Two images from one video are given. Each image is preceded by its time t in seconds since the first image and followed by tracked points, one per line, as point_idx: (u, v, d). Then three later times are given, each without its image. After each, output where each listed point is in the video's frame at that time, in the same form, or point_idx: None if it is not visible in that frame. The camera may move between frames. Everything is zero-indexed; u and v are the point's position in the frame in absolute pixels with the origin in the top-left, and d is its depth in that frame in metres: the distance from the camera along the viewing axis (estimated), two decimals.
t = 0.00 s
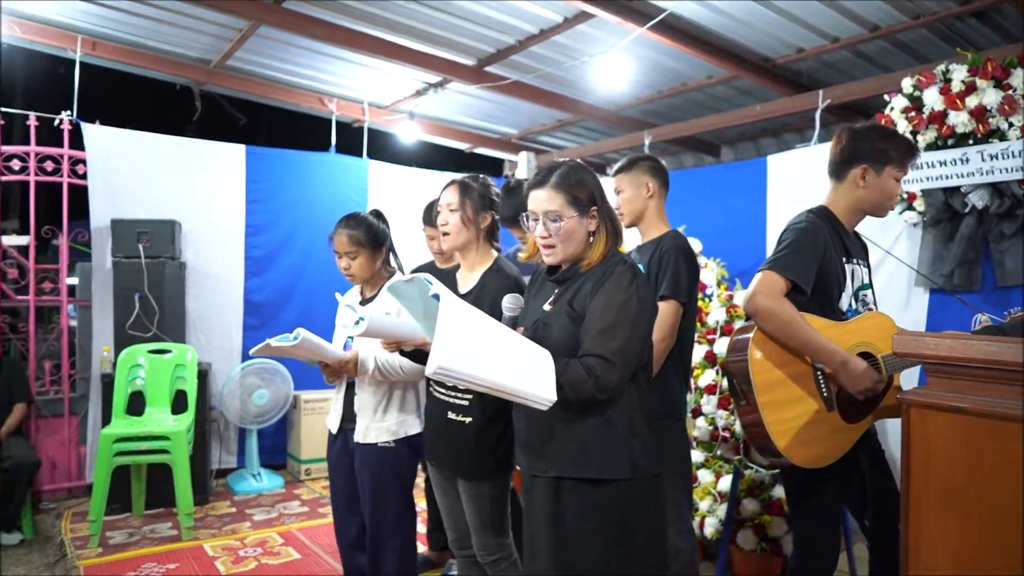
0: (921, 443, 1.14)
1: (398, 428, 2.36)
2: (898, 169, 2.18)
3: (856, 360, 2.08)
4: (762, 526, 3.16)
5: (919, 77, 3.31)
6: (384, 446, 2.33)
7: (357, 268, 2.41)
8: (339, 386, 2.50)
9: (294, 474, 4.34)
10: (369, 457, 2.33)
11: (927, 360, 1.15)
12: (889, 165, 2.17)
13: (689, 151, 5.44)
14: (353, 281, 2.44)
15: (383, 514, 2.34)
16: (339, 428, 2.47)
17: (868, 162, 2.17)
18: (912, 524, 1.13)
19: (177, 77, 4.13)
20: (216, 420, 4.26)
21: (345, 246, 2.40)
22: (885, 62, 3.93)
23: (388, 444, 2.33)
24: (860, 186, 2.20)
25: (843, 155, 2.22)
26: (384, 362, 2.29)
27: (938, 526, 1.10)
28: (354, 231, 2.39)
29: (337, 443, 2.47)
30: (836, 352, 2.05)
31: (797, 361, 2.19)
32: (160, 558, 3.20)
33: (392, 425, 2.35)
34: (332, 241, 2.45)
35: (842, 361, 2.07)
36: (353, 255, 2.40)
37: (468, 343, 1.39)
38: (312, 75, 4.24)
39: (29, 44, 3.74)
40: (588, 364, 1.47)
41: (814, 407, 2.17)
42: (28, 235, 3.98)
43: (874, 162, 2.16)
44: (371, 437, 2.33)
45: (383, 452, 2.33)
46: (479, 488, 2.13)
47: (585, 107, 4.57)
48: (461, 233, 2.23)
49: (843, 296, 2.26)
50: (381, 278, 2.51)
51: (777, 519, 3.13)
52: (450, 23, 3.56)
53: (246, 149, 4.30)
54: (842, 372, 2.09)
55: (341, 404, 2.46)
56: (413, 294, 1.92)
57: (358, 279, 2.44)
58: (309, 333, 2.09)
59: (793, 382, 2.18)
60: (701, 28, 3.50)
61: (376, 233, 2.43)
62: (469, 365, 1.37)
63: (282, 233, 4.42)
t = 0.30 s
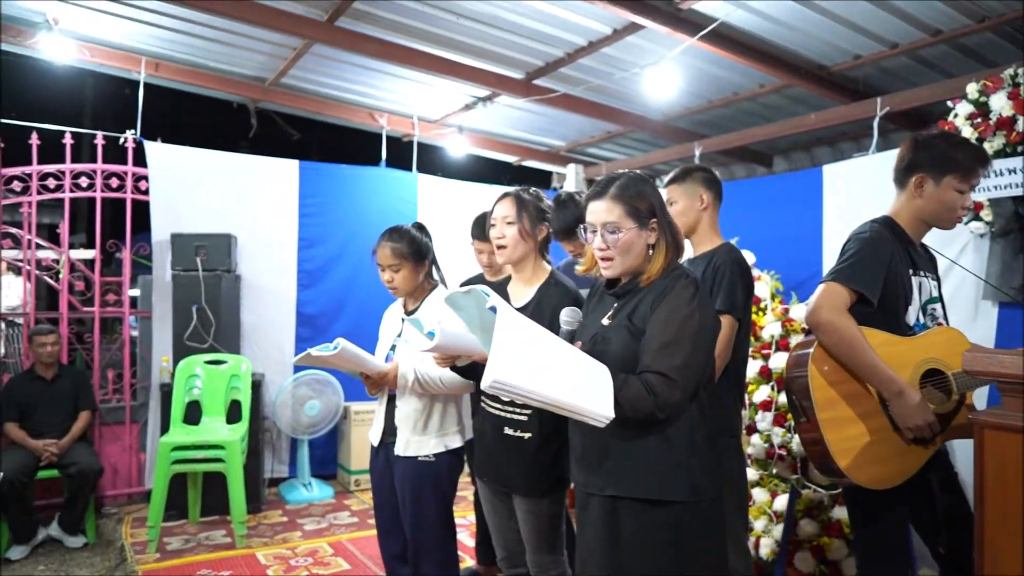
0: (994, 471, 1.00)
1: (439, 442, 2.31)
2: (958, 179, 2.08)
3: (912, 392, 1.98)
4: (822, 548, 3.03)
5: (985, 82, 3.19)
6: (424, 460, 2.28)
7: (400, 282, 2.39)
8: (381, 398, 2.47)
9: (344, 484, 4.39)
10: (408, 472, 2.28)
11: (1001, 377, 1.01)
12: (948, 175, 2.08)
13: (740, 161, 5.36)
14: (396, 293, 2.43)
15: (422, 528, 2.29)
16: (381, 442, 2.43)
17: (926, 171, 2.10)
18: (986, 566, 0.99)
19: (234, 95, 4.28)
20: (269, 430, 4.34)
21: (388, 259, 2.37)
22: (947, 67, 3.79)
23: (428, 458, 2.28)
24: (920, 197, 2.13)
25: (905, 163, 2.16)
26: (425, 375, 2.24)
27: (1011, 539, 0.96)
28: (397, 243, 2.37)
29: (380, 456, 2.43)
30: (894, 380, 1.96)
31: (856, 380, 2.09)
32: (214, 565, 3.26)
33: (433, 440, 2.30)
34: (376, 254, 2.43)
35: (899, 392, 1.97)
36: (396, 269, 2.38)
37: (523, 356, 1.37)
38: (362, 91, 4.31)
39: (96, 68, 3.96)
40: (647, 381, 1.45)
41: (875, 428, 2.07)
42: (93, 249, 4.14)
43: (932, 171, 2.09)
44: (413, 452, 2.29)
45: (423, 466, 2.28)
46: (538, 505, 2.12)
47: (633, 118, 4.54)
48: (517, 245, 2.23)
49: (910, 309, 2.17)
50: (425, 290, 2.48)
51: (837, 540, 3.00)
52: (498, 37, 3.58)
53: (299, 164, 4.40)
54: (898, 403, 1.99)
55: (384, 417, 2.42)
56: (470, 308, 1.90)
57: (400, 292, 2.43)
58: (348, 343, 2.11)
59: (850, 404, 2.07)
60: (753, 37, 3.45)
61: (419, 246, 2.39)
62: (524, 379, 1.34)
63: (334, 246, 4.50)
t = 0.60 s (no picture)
0: None
1: (486, 449, 2.28)
2: None
3: (989, 394, 1.72)
4: (887, 566, 2.95)
5: None
6: (471, 468, 2.26)
7: (446, 291, 2.39)
8: (428, 405, 2.45)
9: (395, 489, 4.43)
10: (453, 478, 2.26)
11: None
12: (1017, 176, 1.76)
13: (797, 165, 5.23)
14: (443, 301, 2.42)
15: (471, 536, 2.27)
16: (427, 448, 2.39)
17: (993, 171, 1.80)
18: None
19: (291, 105, 4.38)
20: (321, 434, 4.40)
21: (434, 267, 2.36)
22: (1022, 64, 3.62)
23: (474, 466, 2.26)
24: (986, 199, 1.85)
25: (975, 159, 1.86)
26: (471, 383, 2.22)
27: None
28: (443, 251, 2.35)
29: (426, 463, 2.39)
30: (962, 383, 1.73)
31: (919, 389, 1.87)
32: (268, 566, 3.31)
33: (478, 448, 2.28)
34: (422, 262, 2.42)
35: (970, 395, 1.73)
36: (443, 278, 2.37)
37: (585, 366, 1.30)
38: (414, 98, 4.35)
39: (160, 81, 4.10)
40: (713, 395, 1.40)
41: (941, 441, 1.83)
42: (156, 256, 4.29)
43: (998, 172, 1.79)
44: (460, 459, 2.27)
45: (471, 474, 2.26)
46: (593, 516, 2.08)
47: (687, 122, 4.47)
48: (575, 250, 2.20)
49: (985, 319, 1.93)
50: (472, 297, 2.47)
51: (904, 560, 2.92)
52: (550, 42, 3.57)
53: (352, 171, 4.47)
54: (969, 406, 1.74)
55: (431, 423, 2.39)
56: (528, 314, 1.75)
57: (447, 300, 2.42)
58: (395, 350, 2.12)
59: (911, 413, 1.87)
60: (812, 37, 3.35)
61: (465, 253, 2.38)
62: (586, 392, 1.28)
63: (388, 252, 4.55)
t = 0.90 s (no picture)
0: None
1: (515, 441, 2.28)
2: None
3: None
4: (922, 564, 2.89)
5: None
6: (499, 460, 2.25)
7: (476, 284, 2.38)
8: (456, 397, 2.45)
9: (422, 480, 4.46)
10: (481, 471, 2.26)
11: None
12: None
13: (830, 155, 5.15)
14: (473, 295, 2.42)
15: (499, 528, 2.27)
16: (456, 440, 2.40)
17: None
18: None
19: (319, 99, 4.41)
20: (350, 425, 4.44)
21: (463, 262, 2.35)
22: None
23: (503, 458, 2.25)
24: None
25: None
26: (501, 374, 2.22)
27: None
28: (471, 245, 2.33)
29: (454, 455, 2.40)
30: (1008, 376, 1.65)
31: (958, 380, 1.80)
32: (299, 555, 3.36)
33: (507, 439, 2.27)
34: (450, 257, 2.42)
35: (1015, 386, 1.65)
36: (472, 271, 2.36)
37: (618, 362, 1.30)
38: (441, 91, 4.35)
39: (191, 76, 4.16)
40: (750, 390, 1.37)
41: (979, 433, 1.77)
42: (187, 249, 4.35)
43: None
44: (488, 451, 2.26)
45: (499, 466, 2.25)
46: (620, 510, 2.06)
47: (717, 113, 4.42)
48: (597, 242, 2.17)
49: None
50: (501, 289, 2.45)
51: (940, 557, 2.85)
52: (578, 33, 3.53)
53: (380, 164, 4.49)
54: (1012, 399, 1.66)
55: (460, 415, 2.40)
56: (561, 307, 1.74)
57: (476, 293, 2.41)
58: (425, 341, 2.12)
59: (950, 406, 1.80)
60: (848, 23, 3.27)
61: (492, 246, 2.36)
62: (619, 387, 1.28)
63: (417, 244, 4.57)
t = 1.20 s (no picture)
0: None
1: (546, 433, 2.27)
2: None
3: None
4: (954, 563, 2.84)
5: None
6: (531, 451, 2.24)
7: (508, 277, 2.38)
8: (486, 388, 2.45)
9: (445, 472, 4.47)
10: (513, 462, 2.25)
11: None
12: None
13: (861, 146, 5.07)
14: (505, 288, 2.42)
15: (529, 519, 2.26)
16: (486, 431, 2.39)
17: None
18: None
19: (344, 90, 4.43)
20: (375, 416, 4.45)
21: (493, 256, 2.34)
22: None
23: (535, 449, 2.24)
24: None
25: None
26: (532, 365, 2.20)
27: None
28: (500, 240, 2.32)
29: (485, 446, 2.39)
30: None
31: (1003, 376, 1.66)
32: (324, 544, 3.38)
33: (538, 430, 2.26)
34: (479, 251, 2.41)
35: None
36: (503, 266, 2.35)
37: (644, 353, 1.28)
38: (465, 82, 4.35)
39: (219, 69, 4.20)
40: (778, 383, 1.33)
41: None
42: (215, 240, 4.40)
43: None
44: (520, 442, 2.25)
45: (530, 457, 2.24)
46: (633, 501, 2.02)
47: (745, 103, 4.36)
48: (615, 234, 2.12)
49: None
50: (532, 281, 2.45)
51: (973, 556, 2.81)
52: (604, 22, 3.50)
53: (404, 156, 4.50)
54: None
55: (490, 406, 2.39)
56: (586, 297, 1.74)
57: (508, 286, 2.41)
58: (458, 333, 2.11)
59: (995, 403, 1.66)
60: (881, 10, 3.20)
61: (522, 239, 2.35)
62: (645, 377, 1.26)
63: (442, 235, 4.58)
